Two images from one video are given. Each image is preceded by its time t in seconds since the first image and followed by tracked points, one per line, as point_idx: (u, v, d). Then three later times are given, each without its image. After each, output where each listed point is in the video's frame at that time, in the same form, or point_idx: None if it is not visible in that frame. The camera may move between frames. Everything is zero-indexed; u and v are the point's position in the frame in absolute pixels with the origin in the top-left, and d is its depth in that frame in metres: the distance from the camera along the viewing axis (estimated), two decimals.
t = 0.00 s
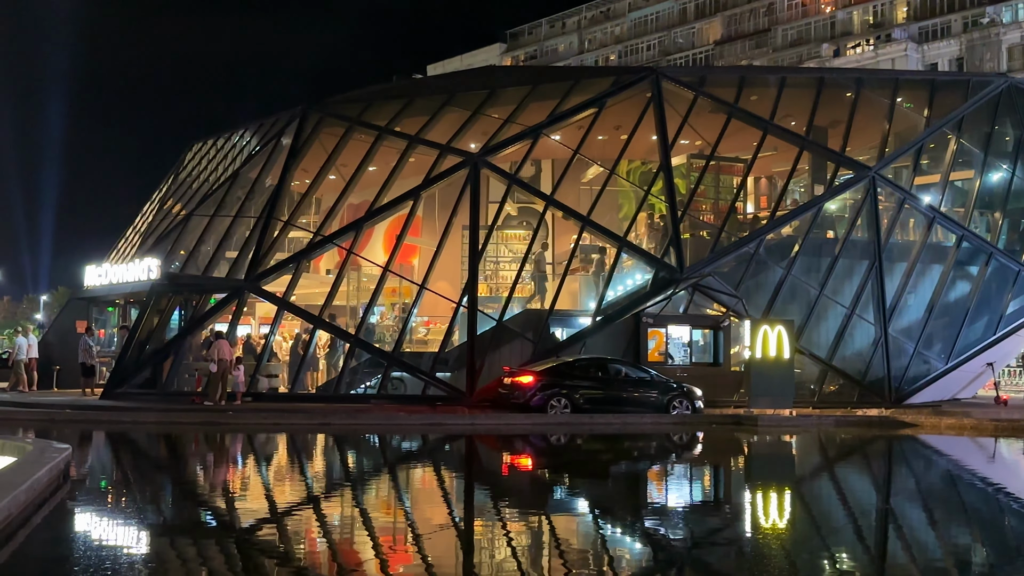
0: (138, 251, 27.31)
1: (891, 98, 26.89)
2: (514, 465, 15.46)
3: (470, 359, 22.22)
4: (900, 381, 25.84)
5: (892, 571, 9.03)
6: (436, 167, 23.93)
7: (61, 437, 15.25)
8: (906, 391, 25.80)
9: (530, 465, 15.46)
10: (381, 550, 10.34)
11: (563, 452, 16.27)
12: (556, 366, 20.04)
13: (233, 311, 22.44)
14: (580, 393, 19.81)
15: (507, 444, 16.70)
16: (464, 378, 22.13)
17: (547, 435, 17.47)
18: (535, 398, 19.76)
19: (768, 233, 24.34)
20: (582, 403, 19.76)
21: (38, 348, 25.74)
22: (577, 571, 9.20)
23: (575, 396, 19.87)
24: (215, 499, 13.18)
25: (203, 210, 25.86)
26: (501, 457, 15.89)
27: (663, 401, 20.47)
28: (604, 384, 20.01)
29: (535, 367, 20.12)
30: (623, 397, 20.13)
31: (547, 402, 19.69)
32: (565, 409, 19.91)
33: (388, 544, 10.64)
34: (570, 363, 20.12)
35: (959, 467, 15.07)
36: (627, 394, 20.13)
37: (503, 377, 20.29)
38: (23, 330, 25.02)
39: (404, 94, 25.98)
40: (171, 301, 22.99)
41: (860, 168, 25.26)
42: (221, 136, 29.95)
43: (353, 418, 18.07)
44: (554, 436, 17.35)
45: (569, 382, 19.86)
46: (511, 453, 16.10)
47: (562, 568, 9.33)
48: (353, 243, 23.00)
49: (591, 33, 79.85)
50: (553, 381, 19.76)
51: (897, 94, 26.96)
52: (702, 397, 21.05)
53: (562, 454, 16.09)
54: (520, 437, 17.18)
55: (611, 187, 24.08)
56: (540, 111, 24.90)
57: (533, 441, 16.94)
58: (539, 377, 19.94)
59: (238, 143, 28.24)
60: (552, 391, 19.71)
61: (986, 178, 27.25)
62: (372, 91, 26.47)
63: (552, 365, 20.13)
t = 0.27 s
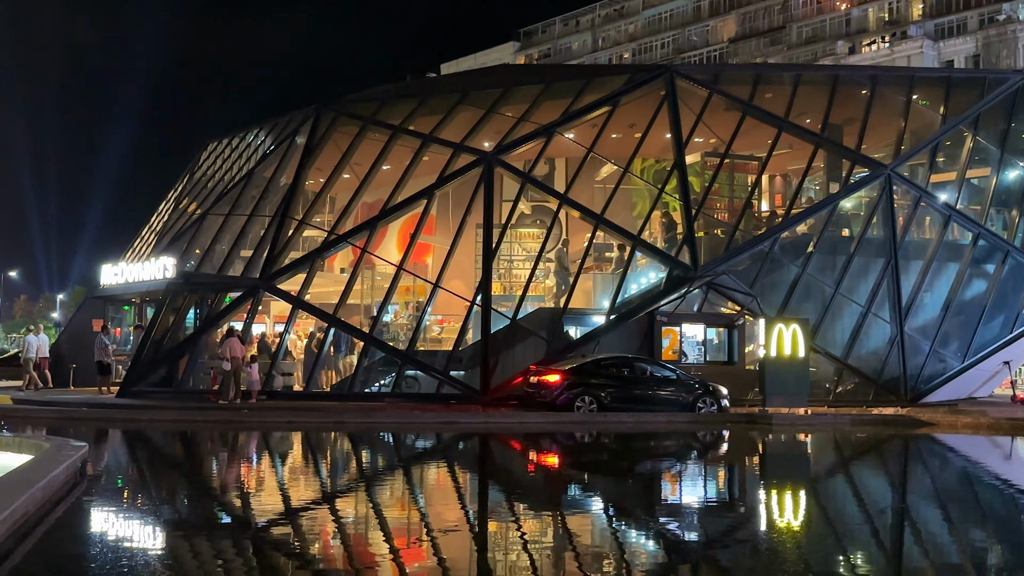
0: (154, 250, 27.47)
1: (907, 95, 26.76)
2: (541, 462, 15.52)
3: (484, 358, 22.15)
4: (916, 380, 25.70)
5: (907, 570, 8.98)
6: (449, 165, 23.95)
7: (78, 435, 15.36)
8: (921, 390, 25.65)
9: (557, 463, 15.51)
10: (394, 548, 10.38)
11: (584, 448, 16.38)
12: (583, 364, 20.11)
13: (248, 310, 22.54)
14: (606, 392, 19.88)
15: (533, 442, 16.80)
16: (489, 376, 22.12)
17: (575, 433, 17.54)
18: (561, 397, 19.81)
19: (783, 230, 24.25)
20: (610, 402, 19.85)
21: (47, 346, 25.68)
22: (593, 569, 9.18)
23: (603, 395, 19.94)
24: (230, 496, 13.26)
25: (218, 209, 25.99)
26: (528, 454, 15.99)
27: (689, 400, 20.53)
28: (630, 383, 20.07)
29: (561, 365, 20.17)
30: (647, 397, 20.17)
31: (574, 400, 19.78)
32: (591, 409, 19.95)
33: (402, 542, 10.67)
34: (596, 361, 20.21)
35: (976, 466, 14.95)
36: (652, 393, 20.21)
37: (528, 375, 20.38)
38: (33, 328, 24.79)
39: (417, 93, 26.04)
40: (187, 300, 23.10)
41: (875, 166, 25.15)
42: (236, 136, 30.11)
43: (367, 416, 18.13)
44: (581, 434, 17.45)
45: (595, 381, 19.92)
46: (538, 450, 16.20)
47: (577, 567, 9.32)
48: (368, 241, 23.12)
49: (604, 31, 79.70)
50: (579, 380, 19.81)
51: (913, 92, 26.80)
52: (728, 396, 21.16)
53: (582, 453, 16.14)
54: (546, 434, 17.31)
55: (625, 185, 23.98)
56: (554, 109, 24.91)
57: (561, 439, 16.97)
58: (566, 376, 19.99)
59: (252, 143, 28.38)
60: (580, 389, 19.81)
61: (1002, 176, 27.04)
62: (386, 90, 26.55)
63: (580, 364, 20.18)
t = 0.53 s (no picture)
0: (167, 249, 27.60)
1: (920, 93, 26.58)
2: (564, 461, 15.53)
3: (495, 357, 22.15)
4: (930, 378, 25.58)
5: (921, 570, 8.92)
6: (461, 164, 23.93)
7: (92, 434, 15.44)
8: (935, 388, 25.53)
9: (581, 461, 15.51)
10: (406, 546, 10.39)
11: (605, 447, 16.34)
12: (607, 363, 20.04)
13: (261, 308, 22.61)
14: (631, 391, 19.81)
15: (556, 441, 16.83)
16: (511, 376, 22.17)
17: (599, 432, 17.49)
18: (585, 396, 19.82)
19: (796, 229, 24.13)
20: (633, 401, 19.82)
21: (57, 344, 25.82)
22: (607, 570, 9.13)
23: (626, 394, 19.90)
24: (243, 495, 13.30)
25: (231, 208, 26.09)
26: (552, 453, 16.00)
27: (713, 399, 20.46)
28: (654, 382, 20.01)
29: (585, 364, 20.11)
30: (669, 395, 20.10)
31: (598, 399, 19.73)
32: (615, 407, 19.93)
33: (414, 541, 10.67)
34: (620, 361, 20.10)
35: (990, 465, 14.84)
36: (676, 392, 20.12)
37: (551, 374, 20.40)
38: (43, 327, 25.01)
39: (429, 93, 26.06)
40: (200, 298, 23.20)
41: (889, 164, 25.01)
42: (249, 135, 30.21)
43: (379, 415, 18.16)
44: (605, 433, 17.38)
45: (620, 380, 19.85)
46: (562, 449, 16.19)
47: (589, 566, 9.28)
48: (379, 241, 23.16)
49: (616, 29, 79.60)
50: (603, 380, 19.75)
51: (927, 89, 26.61)
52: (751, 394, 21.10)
53: (601, 451, 16.16)
54: (570, 433, 17.36)
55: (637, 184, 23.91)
56: (566, 108, 24.84)
57: (584, 437, 17.04)
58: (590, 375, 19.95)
59: (265, 142, 28.47)
60: (604, 389, 19.76)
61: (1016, 174, 26.88)
62: (398, 90, 26.60)
63: (603, 363, 20.12)
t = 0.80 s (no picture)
0: (178, 249, 27.72)
1: (932, 92, 26.45)
2: (586, 461, 15.51)
3: (506, 356, 22.15)
4: (942, 378, 25.48)
5: (933, 571, 8.89)
6: (472, 163, 23.95)
7: (104, 433, 15.52)
8: (947, 388, 25.43)
9: (604, 461, 15.48)
10: (416, 546, 10.40)
11: (628, 448, 16.25)
12: (630, 364, 20.02)
13: (272, 308, 22.63)
14: (652, 391, 19.81)
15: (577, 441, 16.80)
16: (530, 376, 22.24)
17: (622, 432, 17.49)
18: (606, 395, 19.87)
19: (807, 229, 24.05)
20: (655, 401, 19.81)
21: (66, 343, 25.84)
22: (618, 569, 9.13)
23: (648, 394, 19.90)
24: (254, 494, 13.35)
25: (242, 209, 26.18)
26: (574, 453, 15.96)
27: (736, 400, 20.44)
28: (676, 382, 20.00)
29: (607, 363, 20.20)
30: (687, 395, 20.04)
31: (620, 399, 19.79)
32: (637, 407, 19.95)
33: (424, 541, 10.68)
34: (642, 361, 20.07)
35: (1003, 466, 14.77)
36: (699, 392, 20.15)
37: (573, 374, 20.58)
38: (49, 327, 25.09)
39: (439, 92, 26.08)
40: (212, 298, 23.36)
41: (901, 163, 24.90)
42: (260, 135, 30.30)
43: (390, 415, 18.20)
44: (627, 433, 17.37)
45: (642, 381, 19.86)
46: (584, 449, 16.16)
47: (600, 566, 9.27)
48: (390, 241, 23.26)
49: (627, 28, 79.57)
50: (625, 380, 19.76)
51: (939, 88, 26.50)
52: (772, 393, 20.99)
53: (626, 451, 16.11)
54: (592, 432, 17.30)
55: (648, 183, 23.95)
56: (576, 107, 24.83)
57: (606, 437, 16.99)
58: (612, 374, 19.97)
59: (276, 142, 28.56)
60: (626, 389, 19.78)
61: None
62: (408, 89, 26.63)
63: (625, 363, 20.12)
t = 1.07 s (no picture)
0: (188, 249, 27.81)
1: (942, 91, 26.36)
2: (606, 461, 15.48)
3: (515, 356, 22.11)
4: (953, 378, 25.35)
5: (943, 571, 8.87)
6: (480, 164, 23.94)
7: (115, 432, 15.59)
8: (958, 388, 25.30)
9: (624, 461, 15.45)
10: (425, 545, 10.41)
11: (649, 448, 16.19)
12: (649, 364, 19.98)
13: (281, 308, 22.67)
14: (672, 391, 19.73)
15: (597, 440, 16.76)
16: (545, 376, 22.16)
17: (642, 431, 17.44)
18: (625, 396, 19.80)
19: (817, 228, 23.82)
20: (674, 401, 19.73)
21: (72, 344, 26.08)
22: (626, 569, 9.11)
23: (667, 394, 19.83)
24: (264, 493, 13.38)
25: (251, 209, 26.24)
26: (592, 453, 15.93)
27: (755, 401, 20.27)
28: (694, 382, 19.90)
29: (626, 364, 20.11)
30: (702, 395, 19.90)
31: (639, 399, 19.72)
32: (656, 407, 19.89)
33: (433, 541, 10.68)
34: (661, 361, 20.01)
35: (1014, 466, 14.69)
36: (719, 393, 19.99)
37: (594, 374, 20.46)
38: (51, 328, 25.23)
39: (448, 92, 26.09)
40: (221, 298, 23.36)
41: (911, 162, 24.75)
42: (269, 136, 30.39)
43: (399, 414, 18.21)
44: (645, 433, 17.31)
45: (663, 380, 19.79)
46: (603, 449, 16.13)
47: (609, 566, 9.24)
48: (399, 240, 23.32)
49: (636, 28, 79.46)
50: (644, 379, 19.68)
51: (949, 87, 26.41)
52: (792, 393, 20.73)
53: (649, 451, 16.06)
54: (612, 432, 17.25)
55: (657, 183, 24.03)
56: (585, 107, 24.83)
57: (626, 436, 16.97)
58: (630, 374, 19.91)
59: (285, 143, 28.62)
60: (646, 388, 19.72)
61: None
62: (417, 89, 26.64)
63: (644, 362, 20.07)
